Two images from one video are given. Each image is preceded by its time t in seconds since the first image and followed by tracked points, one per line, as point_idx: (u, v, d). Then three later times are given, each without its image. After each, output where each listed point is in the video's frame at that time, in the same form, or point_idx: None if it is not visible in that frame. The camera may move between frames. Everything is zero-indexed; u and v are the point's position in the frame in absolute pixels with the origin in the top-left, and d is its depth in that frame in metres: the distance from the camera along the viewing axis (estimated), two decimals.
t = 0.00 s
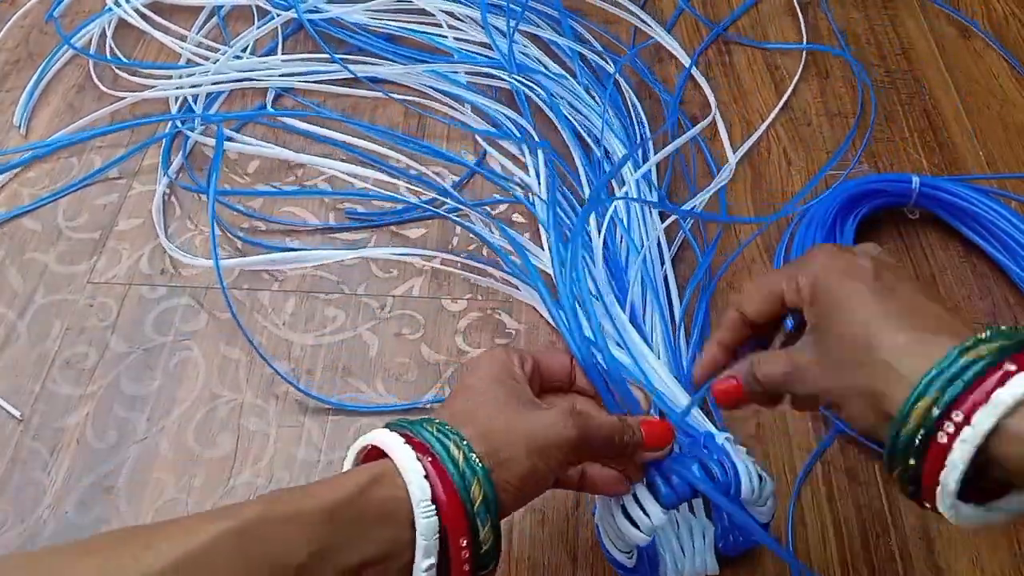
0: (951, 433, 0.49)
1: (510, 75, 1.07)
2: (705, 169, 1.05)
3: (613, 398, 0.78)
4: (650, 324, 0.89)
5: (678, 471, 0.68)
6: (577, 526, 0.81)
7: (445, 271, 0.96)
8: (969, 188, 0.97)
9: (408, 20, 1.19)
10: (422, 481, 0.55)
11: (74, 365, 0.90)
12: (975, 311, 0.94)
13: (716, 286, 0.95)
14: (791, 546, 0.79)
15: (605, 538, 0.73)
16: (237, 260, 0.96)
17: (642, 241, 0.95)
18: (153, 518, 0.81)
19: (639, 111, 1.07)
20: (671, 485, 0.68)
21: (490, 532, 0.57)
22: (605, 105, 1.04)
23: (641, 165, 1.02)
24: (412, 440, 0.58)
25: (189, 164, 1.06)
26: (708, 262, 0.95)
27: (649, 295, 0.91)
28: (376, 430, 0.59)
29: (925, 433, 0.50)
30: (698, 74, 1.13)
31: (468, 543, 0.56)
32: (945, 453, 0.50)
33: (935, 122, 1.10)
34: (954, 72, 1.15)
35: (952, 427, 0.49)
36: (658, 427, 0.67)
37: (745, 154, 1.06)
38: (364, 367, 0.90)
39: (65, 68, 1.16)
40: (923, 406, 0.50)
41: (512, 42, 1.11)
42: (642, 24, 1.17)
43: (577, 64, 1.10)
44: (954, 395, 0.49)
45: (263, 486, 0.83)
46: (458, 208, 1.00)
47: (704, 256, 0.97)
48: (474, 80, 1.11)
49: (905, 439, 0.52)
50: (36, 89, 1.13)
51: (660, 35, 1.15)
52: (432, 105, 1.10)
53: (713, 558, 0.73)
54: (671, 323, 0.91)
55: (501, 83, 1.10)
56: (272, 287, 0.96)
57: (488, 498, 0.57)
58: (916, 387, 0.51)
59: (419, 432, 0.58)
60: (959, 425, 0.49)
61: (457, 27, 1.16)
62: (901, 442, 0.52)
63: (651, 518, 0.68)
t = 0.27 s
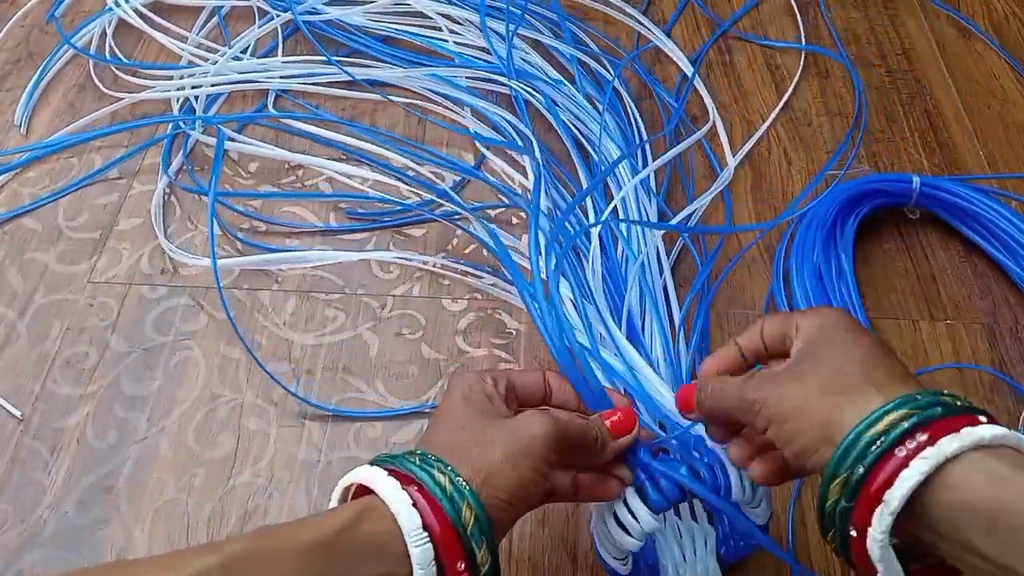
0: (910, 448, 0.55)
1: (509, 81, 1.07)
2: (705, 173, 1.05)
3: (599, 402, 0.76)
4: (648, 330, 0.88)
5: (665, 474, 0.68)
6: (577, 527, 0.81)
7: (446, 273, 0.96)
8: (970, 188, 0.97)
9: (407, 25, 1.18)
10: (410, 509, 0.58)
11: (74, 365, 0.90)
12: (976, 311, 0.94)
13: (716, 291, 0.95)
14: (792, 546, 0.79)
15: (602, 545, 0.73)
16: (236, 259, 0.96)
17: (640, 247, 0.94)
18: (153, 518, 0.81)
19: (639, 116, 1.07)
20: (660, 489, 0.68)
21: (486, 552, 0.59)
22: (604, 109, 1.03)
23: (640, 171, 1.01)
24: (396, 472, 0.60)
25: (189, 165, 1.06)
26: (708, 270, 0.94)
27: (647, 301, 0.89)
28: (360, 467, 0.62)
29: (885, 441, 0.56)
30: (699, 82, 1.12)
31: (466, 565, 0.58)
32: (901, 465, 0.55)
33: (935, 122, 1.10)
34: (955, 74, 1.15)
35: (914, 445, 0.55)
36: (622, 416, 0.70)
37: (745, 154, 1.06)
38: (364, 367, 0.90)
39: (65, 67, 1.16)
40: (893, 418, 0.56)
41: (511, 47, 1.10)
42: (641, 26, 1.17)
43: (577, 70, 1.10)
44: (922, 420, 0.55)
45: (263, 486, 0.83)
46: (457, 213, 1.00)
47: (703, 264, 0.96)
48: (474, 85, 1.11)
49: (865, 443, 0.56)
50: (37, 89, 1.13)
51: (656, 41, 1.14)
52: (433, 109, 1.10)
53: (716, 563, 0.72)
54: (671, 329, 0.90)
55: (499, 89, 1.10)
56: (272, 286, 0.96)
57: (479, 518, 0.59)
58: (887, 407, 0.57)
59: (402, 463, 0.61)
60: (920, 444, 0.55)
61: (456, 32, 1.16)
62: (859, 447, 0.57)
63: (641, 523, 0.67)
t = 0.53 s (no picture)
0: (905, 480, 0.55)
1: (507, 81, 1.07)
2: (704, 175, 1.05)
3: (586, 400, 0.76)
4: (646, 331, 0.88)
5: (658, 484, 0.66)
6: (577, 527, 0.81)
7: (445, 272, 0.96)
8: (970, 188, 0.97)
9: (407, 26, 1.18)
10: (392, 478, 0.56)
11: (73, 365, 0.90)
12: (975, 311, 0.94)
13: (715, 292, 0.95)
14: (791, 546, 0.79)
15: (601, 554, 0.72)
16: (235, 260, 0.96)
17: (638, 247, 0.94)
18: (153, 517, 0.81)
19: (637, 119, 1.07)
20: (654, 499, 0.66)
21: (469, 523, 0.57)
22: (603, 111, 1.03)
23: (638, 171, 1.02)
24: (381, 444, 0.59)
25: (189, 165, 1.06)
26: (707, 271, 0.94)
27: (646, 301, 0.90)
28: (347, 443, 0.60)
29: (880, 477, 0.55)
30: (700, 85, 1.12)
31: (446, 534, 0.56)
32: (898, 499, 0.55)
33: (935, 122, 1.10)
34: (955, 75, 1.15)
35: (908, 476, 0.55)
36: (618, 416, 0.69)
37: (744, 154, 1.06)
38: (364, 367, 0.90)
39: (65, 67, 1.16)
40: (882, 452, 0.56)
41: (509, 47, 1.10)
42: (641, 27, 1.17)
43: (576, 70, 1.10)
44: (910, 448, 0.55)
45: (263, 486, 0.83)
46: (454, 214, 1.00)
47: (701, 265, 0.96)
48: (474, 86, 1.11)
49: (860, 484, 0.56)
50: (36, 89, 1.13)
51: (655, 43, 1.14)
52: (432, 109, 1.10)
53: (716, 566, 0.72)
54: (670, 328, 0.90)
55: (498, 91, 1.10)
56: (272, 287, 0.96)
57: (463, 488, 0.57)
58: (873, 439, 0.57)
59: (388, 438, 0.60)
60: (913, 475, 0.55)
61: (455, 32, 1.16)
62: (854, 487, 0.56)
63: (635, 533, 0.67)
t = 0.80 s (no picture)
0: (959, 449, 0.53)
1: (508, 81, 1.07)
2: (703, 176, 1.05)
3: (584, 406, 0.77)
4: (645, 332, 0.88)
5: (666, 480, 0.67)
6: (578, 527, 0.81)
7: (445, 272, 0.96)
8: (970, 188, 0.97)
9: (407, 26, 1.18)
10: (421, 498, 0.55)
11: (73, 366, 0.90)
12: (975, 311, 0.94)
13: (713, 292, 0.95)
14: (792, 545, 0.79)
15: (607, 552, 0.73)
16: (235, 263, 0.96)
17: (637, 247, 0.94)
18: (153, 517, 0.81)
19: (636, 120, 1.07)
20: (663, 495, 0.67)
21: (501, 543, 0.57)
22: (602, 111, 1.03)
23: (636, 171, 1.02)
24: (412, 456, 0.58)
25: (189, 165, 1.06)
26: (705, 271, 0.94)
27: (644, 300, 0.90)
28: (373, 448, 0.59)
29: (933, 451, 0.54)
30: (700, 87, 1.12)
31: (478, 556, 0.56)
32: (954, 470, 0.53)
33: (934, 122, 1.10)
34: (954, 75, 1.15)
35: (961, 444, 0.53)
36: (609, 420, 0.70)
37: (744, 155, 1.06)
38: (364, 367, 0.90)
39: (65, 67, 1.16)
40: (931, 424, 0.54)
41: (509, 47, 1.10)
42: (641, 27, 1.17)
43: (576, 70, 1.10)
44: (959, 416, 0.53)
45: (263, 487, 0.83)
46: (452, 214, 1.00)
47: (699, 265, 0.96)
48: (473, 87, 1.11)
49: (913, 461, 0.54)
50: (36, 89, 1.13)
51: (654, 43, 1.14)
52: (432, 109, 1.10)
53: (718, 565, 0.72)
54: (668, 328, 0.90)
55: (497, 91, 1.10)
56: (272, 287, 0.96)
57: (495, 508, 0.57)
58: (921, 411, 0.55)
59: (418, 448, 0.59)
60: (965, 444, 0.53)
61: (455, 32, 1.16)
62: (908, 463, 0.54)
63: (643, 529, 0.68)
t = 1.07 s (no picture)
0: (910, 492, 0.52)
1: (508, 81, 1.07)
2: (703, 176, 1.05)
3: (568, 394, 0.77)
4: (645, 333, 0.88)
5: (663, 485, 0.66)
6: (577, 528, 0.81)
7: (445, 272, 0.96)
8: (970, 188, 0.97)
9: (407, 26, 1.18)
10: (384, 476, 0.55)
11: (73, 365, 0.90)
12: (975, 311, 0.94)
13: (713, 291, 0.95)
14: (791, 546, 0.79)
15: (606, 556, 0.73)
16: (234, 262, 0.96)
17: (636, 248, 0.94)
18: (153, 517, 0.81)
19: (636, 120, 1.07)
20: (659, 500, 0.66)
21: (467, 518, 0.56)
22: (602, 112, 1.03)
23: (636, 172, 1.02)
24: (375, 442, 0.58)
25: (188, 165, 1.06)
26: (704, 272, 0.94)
27: (644, 300, 0.90)
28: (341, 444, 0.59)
29: (884, 490, 0.53)
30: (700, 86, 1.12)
31: (444, 530, 0.55)
32: (904, 511, 0.53)
33: (935, 122, 1.10)
34: (955, 75, 1.15)
35: (911, 488, 0.52)
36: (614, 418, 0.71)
37: (744, 154, 1.06)
38: (364, 367, 0.90)
39: (65, 67, 1.16)
40: (887, 462, 0.54)
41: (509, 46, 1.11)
42: (641, 27, 1.17)
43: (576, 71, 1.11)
44: (915, 456, 0.53)
45: (263, 487, 0.83)
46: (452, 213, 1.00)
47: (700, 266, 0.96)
48: (473, 86, 1.10)
49: (863, 497, 0.54)
50: (36, 89, 1.13)
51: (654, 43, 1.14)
52: (433, 108, 1.09)
53: (718, 567, 0.72)
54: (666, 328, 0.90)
55: (497, 91, 1.10)
56: (272, 287, 0.96)
57: (459, 483, 0.56)
58: (879, 448, 0.54)
59: (381, 437, 0.59)
60: (918, 486, 0.52)
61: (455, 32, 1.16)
62: (859, 498, 0.54)
63: (641, 535, 0.67)
